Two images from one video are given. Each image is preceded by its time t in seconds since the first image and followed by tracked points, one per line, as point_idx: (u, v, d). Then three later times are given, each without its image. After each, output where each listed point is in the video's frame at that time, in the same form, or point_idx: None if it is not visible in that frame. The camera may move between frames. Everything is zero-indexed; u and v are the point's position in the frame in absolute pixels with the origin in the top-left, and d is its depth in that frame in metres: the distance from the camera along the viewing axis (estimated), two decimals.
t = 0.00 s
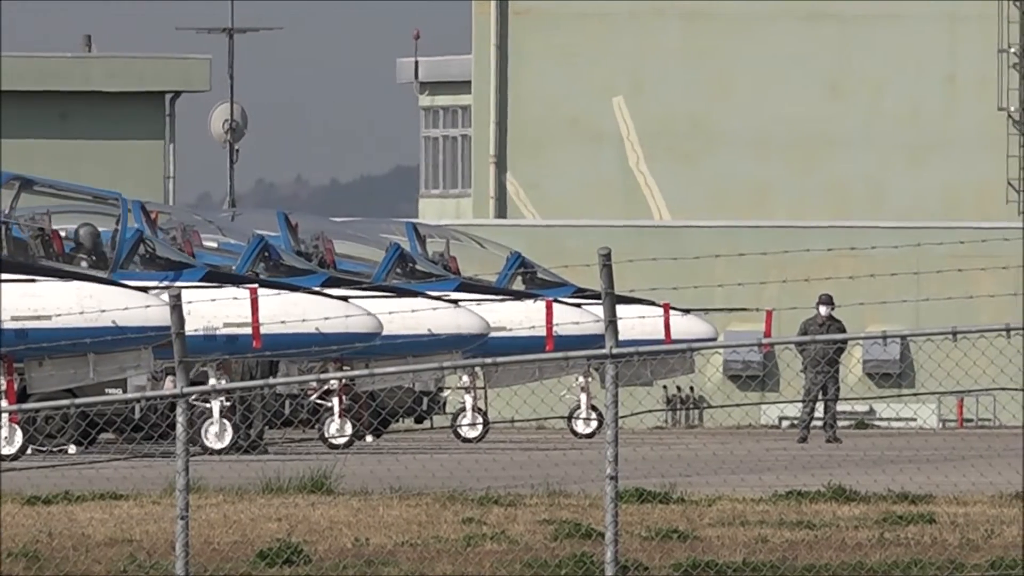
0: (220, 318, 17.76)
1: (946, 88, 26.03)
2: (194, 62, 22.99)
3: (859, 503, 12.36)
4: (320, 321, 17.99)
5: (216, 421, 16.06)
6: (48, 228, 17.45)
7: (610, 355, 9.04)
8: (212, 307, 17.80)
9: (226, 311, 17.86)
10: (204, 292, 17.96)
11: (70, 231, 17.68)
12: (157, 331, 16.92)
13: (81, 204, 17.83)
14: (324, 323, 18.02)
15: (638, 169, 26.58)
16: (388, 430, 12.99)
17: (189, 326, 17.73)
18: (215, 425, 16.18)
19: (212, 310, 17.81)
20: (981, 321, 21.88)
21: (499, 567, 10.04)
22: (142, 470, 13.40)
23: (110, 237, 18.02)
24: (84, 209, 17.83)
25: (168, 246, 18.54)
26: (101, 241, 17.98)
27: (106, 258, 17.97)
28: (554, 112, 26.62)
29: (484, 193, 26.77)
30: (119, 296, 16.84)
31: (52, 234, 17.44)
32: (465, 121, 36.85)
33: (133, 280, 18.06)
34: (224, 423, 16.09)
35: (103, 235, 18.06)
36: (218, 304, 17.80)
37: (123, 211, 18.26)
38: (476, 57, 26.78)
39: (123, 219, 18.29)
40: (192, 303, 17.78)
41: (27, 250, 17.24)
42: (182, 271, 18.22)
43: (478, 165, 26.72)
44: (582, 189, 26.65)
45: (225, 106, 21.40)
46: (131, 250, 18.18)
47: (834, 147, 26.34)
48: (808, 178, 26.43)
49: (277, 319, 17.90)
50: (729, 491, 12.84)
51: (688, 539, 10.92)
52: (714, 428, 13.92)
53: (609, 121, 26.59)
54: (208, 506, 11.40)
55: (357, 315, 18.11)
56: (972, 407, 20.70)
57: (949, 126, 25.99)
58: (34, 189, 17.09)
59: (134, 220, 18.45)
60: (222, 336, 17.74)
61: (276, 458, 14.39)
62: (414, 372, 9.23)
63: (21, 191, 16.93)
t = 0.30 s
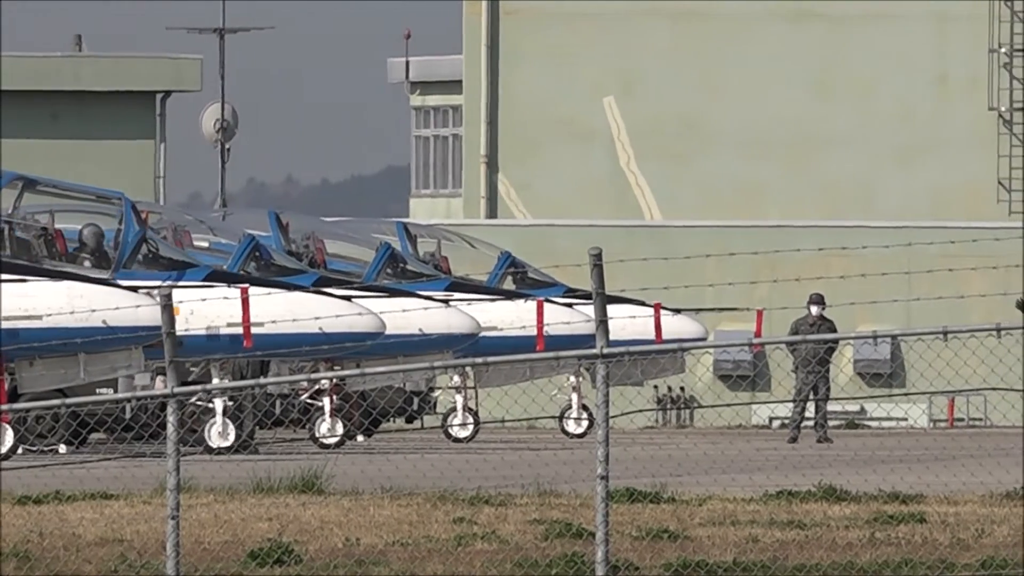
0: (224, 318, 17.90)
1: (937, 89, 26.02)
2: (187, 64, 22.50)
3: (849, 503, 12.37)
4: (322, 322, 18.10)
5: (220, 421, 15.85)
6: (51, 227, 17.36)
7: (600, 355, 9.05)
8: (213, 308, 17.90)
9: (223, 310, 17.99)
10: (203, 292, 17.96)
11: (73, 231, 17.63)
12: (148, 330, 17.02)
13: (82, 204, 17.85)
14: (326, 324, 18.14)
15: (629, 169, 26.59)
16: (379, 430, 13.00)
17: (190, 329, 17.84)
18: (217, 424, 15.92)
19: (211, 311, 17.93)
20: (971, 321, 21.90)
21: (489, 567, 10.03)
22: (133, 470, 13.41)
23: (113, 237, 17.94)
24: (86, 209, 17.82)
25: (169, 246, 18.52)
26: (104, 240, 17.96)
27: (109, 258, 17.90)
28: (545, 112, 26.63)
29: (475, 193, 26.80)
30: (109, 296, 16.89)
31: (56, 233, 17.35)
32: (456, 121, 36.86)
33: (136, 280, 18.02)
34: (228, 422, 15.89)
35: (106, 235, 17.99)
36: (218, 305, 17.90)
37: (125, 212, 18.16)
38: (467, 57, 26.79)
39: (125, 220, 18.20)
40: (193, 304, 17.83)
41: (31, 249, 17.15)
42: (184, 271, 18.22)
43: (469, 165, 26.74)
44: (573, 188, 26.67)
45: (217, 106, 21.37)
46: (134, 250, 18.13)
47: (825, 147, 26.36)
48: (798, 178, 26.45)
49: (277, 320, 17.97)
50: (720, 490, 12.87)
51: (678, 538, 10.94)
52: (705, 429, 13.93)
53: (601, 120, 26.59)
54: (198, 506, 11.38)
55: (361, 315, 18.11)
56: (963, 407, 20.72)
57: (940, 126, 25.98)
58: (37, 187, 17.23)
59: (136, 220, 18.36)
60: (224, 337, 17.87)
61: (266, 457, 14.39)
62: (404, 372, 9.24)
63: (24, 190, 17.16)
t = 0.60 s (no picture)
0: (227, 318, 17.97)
1: (924, 89, 26.06)
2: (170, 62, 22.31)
3: (837, 502, 12.37)
4: (326, 321, 18.23)
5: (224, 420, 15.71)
6: (54, 228, 17.55)
7: (587, 355, 9.06)
8: (215, 307, 17.99)
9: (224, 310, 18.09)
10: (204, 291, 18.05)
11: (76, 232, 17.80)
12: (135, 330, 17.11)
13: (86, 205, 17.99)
14: (330, 322, 18.26)
15: (617, 169, 26.61)
16: (366, 430, 12.99)
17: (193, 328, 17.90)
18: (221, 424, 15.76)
19: (213, 309, 18.02)
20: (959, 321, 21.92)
21: (477, 567, 10.02)
22: (120, 470, 13.39)
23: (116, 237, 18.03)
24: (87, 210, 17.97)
25: (173, 247, 18.59)
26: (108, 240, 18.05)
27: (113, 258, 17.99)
28: (532, 112, 26.66)
29: (462, 192, 26.87)
30: (96, 296, 16.87)
31: (59, 233, 17.52)
32: (444, 121, 36.86)
33: (140, 279, 18.06)
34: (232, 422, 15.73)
35: (110, 235, 18.07)
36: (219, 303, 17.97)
37: (128, 212, 18.24)
38: (455, 57, 26.82)
39: (130, 220, 18.27)
40: (196, 303, 17.92)
41: (34, 249, 17.34)
42: (188, 271, 18.28)
43: (458, 164, 26.87)
44: (561, 188, 26.67)
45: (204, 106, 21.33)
46: (138, 250, 18.19)
47: (812, 147, 26.38)
48: (785, 177, 26.48)
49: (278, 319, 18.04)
50: (707, 491, 12.87)
51: (666, 539, 10.96)
52: (692, 428, 13.93)
53: (588, 120, 26.62)
54: (185, 505, 11.37)
55: (365, 313, 18.19)
56: (950, 407, 20.75)
57: (927, 126, 26.00)
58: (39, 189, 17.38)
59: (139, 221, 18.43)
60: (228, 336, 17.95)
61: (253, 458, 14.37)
62: (392, 372, 9.25)
63: (26, 190, 17.36)
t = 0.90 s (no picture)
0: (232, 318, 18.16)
1: (909, 88, 26.09)
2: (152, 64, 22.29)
3: (824, 502, 12.39)
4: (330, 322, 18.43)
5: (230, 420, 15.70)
6: (60, 228, 17.96)
7: (575, 355, 9.07)
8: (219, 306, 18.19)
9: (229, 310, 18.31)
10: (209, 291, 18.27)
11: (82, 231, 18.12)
12: (121, 330, 17.07)
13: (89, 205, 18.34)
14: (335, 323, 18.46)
15: (602, 168, 26.56)
16: (353, 430, 12.99)
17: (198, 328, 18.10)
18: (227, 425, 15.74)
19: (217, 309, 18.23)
20: (946, 322, 21.96)
21: (464, 568, 10.03)
22: (107, 470, 13.38)
23: (122, 238, 18.28)
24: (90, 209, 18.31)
25: (178, 247, 18.85)
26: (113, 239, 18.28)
27: (118, 259, 18.24)
28: (518, 111, 26.70)
29: (448, 192, 26.87)
30: (81, 296, 16.82)
31: (64, 233, 17.92)
32: (431, 122, 36.85)
33: (146, 280, 18.33)
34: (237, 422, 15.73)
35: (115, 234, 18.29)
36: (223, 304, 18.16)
37: (134, 213, 18.48)
38: (441, 56, 26.88)
39: (135, 220, 18.52)
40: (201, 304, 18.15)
41: (39, 249, 17.75)
42: (194, 271, 18.56)
43: (443, 163, 26.81)
44: (546, 189, 26.65)
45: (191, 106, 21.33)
46: (144, 250, 18.44)
47: (798, 146, 26.28)
48: (771, 178, 26.36)
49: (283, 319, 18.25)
50: (694, 491, 12.89)
51: (653, 539, 10.97)
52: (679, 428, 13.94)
53: (574, 120, 26.66)
54: (172, 506, 11.37)
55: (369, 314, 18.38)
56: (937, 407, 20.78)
57: (912, 126, 25.92)
58: (45, 189, 17.86)
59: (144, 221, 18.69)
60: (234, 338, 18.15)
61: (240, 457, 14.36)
62: (379, 372, 9.27)
63: (34, 191, 17.78)
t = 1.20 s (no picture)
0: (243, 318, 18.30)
1: (899, 88, 26.13)
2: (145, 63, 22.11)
3: (813, 503, 12.39)
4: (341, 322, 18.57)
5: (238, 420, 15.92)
6: (70, 228, 17.93)
7: (564, 355, 9.08)
8: (230, 306, 18.30)
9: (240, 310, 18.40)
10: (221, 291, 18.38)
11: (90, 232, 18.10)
12: (110, 330, 17.09)
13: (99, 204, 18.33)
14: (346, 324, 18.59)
15: (592, 168, 26.61)
16: (341, 431, 12.96)
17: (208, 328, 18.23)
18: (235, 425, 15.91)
19: (228, 309, 18.33)
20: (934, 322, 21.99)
21: (453, 567, 10.02)
22: (95, 470, 13.34)
23: (132, 239, 18.38)
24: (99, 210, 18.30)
25: (189, 248, 18.95)
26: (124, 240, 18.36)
27: (129, 259, 18.33)
28: (507, 112, 26.64)
29: (438, 193, 26.89)
30: (70, 297, 16.76)
31: (75, 234, 17.90)
32: (419, 122, 36.81)
33: (156, 280, 18.42)
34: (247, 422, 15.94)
35: (125, 234, 18.36)
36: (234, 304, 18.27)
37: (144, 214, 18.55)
38: (430, 58, 26.79)
39: (146, 221, 18.60)
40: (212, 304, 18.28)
41: (50, 249, 17.73)
42: (204, 271, 18.66)
43: (433, 164, 26.80)
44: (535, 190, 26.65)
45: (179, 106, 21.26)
46: (154, 251, 18.54)
47: (787, 146, 26.38)
48: (760, 179, 26.42)
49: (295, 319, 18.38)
50: (683, 491, 12.88)
51: (642, 539, 10.97)
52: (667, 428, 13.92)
53: (563, 120, 26.62)
54: (161, 506, 11.35)
55: (381, 314, 18.52)
56: (926, 407, 20.81)
57: (902, 126, 26.02)
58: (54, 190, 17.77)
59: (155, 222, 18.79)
60: (244, 337, 18.31)
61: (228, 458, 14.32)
62: (367, 372, 9.28)
63: (44, 191, 17.69)
